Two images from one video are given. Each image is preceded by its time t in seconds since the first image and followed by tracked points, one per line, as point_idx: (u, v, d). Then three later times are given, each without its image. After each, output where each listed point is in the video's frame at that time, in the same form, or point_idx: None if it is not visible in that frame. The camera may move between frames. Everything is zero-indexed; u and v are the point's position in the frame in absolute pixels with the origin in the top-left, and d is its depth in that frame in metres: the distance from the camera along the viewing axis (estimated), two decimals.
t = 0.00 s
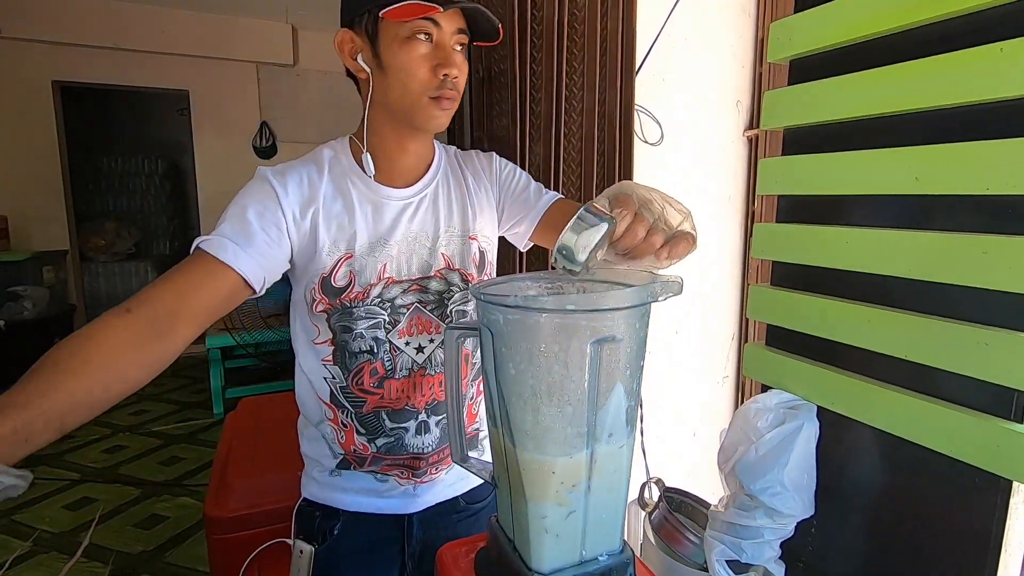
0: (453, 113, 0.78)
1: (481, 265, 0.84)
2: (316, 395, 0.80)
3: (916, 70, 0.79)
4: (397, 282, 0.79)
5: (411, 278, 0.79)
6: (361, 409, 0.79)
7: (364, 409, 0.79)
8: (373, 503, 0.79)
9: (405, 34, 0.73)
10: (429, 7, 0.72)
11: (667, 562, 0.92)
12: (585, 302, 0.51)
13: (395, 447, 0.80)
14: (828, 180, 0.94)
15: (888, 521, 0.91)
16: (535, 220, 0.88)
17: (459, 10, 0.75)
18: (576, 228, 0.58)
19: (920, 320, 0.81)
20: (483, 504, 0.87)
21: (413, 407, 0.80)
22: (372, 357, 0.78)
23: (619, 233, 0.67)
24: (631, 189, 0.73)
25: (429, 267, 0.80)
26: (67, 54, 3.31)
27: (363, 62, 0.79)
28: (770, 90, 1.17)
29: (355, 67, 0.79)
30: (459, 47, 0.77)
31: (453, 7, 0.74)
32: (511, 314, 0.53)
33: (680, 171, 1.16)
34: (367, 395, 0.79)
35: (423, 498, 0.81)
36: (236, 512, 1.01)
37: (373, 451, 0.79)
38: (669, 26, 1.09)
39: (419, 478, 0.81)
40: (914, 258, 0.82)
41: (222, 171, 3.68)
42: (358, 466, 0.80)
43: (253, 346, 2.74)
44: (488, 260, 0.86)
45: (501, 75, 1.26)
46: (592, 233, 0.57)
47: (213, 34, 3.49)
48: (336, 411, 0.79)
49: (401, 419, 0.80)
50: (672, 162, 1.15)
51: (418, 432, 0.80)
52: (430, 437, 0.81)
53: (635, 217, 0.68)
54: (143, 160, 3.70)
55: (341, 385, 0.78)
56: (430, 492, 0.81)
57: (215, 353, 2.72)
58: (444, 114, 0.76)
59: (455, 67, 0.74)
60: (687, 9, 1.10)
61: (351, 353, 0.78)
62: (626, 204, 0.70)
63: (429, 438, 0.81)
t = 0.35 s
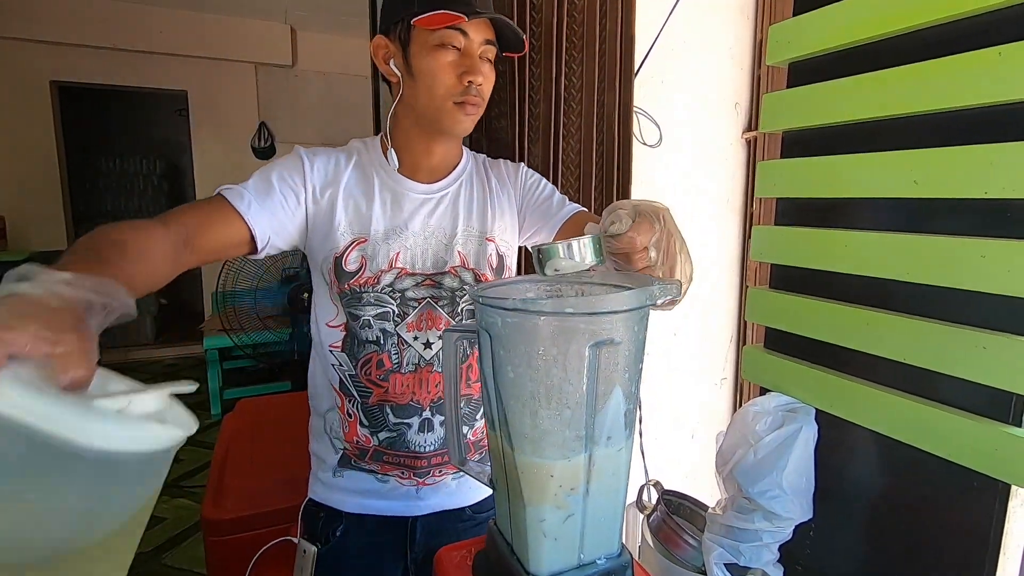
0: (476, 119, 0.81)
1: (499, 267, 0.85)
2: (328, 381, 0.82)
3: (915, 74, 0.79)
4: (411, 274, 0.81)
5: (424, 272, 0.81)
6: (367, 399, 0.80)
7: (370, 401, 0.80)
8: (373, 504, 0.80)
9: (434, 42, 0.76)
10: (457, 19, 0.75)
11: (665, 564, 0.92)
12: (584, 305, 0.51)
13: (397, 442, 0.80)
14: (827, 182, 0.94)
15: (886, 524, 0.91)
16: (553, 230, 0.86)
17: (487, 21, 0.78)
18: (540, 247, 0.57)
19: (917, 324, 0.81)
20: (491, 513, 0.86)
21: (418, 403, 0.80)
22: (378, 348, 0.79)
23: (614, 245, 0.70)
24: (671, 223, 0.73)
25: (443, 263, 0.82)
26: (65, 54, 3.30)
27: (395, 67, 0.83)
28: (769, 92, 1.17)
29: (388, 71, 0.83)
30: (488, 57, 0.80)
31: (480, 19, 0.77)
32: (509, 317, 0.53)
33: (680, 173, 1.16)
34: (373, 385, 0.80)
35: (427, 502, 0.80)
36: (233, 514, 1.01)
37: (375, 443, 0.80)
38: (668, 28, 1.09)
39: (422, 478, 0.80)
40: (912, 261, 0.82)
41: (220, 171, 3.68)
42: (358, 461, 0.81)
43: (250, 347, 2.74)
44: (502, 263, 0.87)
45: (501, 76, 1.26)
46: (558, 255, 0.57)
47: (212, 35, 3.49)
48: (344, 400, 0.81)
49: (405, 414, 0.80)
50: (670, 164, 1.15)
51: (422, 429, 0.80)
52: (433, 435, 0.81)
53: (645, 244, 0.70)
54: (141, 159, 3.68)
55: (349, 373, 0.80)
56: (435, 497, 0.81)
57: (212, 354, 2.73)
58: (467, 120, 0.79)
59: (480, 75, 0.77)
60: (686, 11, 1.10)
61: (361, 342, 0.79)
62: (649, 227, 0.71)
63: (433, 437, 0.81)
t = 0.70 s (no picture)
0: (464, 119, 0.81)
1: (499, 265, 0.85)
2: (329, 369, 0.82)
3: (913, 74, 0.79)
4: (413, 269, 0.81)
5: (427, 268, 0.82)
6: (370, 389, 0.80)
7: (373, 391, 0.80)
8: (370, 497, 0.80)
9: (413, 46, 0.79)
10: (429, 20, 0.76)
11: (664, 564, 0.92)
12: (582, 305, 0.51)
13: (395, 435, 0.80)
14: (825, 181, 0.94)
15: (885, 524, 0.91)
16: (551, 228, 0.86)
17: (467, 20, 0.78)
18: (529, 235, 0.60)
19: (915, 323, 0.81)
20: (490, 513, 0.85)
21: (419, 398, 0.80)
22: (381, 340, 0.79)
23: (606, 241, 0.70)
24: (664, 223, 0.73)
25: (446, 259, 0.82)
26: (62, 55, 3.29)
27: (387, 71, 0.85)
28: (767, 92, 1.17)
29: (381, 75, 0.86)
30: (474, 56, 0.80)
31: (458, 18, 0.77)
32: (508, 317, 0.53)
33: (678, 173, 1.16)
34: (377, 375, 0.80)
35: (423, 497, 0.80)
36: (230, 515, 1.00)
37: (374, 434, 0.80)
38: (666, 28, 1.09)
39: (419, 473, 0.80)
40: (910, 261, 0.82)
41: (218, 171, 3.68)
42: (356, 451, 0.81)
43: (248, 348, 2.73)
44: (501, 262, 0.86)
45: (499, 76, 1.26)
46: (542, 246, 0.59)
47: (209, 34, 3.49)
48: (344, 389, 0.81)
49: (406, 408, 0.80)
50: (668, 164, 1.15)
51: (422, 424, 0.80)
52: (432, 430, 0.81)
53: (636, 244, 0.70)
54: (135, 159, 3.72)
55: (352, 362, 0.80)
56: (431, 490, 0.80)
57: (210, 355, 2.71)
58: (451, 120, 0.79)
59: (460, 76, 0.78)
60: (684, 11, 1.10)
61: (364, 332, 0.80)
62: (642, 227, 0.71)
63: (431, 431, 0.81)
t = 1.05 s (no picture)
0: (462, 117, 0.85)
1: (498, 264, 0.86)
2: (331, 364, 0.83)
3: (910, 73, 0.79)
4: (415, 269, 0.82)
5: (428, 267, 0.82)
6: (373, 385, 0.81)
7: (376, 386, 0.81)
8: (369, 492, 0.80)
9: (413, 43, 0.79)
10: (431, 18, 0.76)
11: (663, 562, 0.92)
12: (581, 303, 0.51)
13: (397, 431, 0.80)
14: (822, 180, 0.94)
15: (883, 522, 0.91)
16: (546, 228, 0.88)
17: (468, 20, 0.78)
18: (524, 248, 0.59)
19: (913, 321, 0.82)
20: (490, 509, 0.85)
21: (422, 396, 0.81)
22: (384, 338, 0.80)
23: (601, 247, 0.70)
24: (659, 229, 0.73)
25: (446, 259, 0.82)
26: (60, 55, 3.29)
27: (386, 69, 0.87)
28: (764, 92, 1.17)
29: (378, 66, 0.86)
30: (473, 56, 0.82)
31: (458, 18, 0.78)
32: (507, 316, 0.53)
33: (677, 172, 1.16)
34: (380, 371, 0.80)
35: (423, 492, 0.80)
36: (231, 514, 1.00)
37: (376, 430, 0.80)
38: (665, 27, 1.09)
39: (419, 469, 0.80)
40: (908, 260, 0.82)
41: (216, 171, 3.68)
42: (358, 445, 0.81)
43: (246, 348, 2.73)
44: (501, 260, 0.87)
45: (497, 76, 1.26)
46: (537, 258, 0.58)
47: (207, 35, 3.49)
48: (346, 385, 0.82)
49: (409, 406, 0.80)
50: (667, 164, 1.15)
51: (423, 421, 0.81)
52: (434, 427, 0.81)
53: (631, 248, 0.70)
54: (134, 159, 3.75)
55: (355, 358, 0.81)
56: (430, 486, 0.81)
57: (208, 355, 2.70)
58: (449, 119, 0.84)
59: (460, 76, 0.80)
60: (683, 11, 1.10)
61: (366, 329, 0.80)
62: (636, 231, 0.71)
63: (432, 429, 0.81)
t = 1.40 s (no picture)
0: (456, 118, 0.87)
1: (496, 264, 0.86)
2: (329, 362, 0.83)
3: (908, 71, 0.79)
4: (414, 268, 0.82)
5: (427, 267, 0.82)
6: (371, 383, 0.81)
7: (374, 385, 0.81)
8: (366, 490, 0.80)
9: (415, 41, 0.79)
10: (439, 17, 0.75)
11: (662, 561, 0.92)
12: (579, 302, 0.51)
13: (395, 430, 0.81)
14: (819, 179, 0.94)
15: (882, 519, 0.92)
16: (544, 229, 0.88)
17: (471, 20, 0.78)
18: (522, 254, 0.55)
19: (910, 319, 0.82)
20: (487, 506, 0.86)
21: (421, 394, 0.81)
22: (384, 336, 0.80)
23: (596, 254, 0.71)
24: (655, 237, 0.73)
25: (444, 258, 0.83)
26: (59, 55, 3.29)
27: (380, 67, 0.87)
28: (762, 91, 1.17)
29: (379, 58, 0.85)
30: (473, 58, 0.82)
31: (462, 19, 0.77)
32: (505, 314, 0.53)
33: (676, 171, 1.16)
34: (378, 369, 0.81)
35: (420, 490, 0.80)
36: (230, 513, 1.01)
37: (374, 427, 0.81)
38: (664, 26, 1.09)
39: (417, 466, 0.81)
40: (905, 258, 0.82)
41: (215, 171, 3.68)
42: (355, 443, 0.81)
43: (246, 348, 2.73)
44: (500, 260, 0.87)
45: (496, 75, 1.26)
46: (534, 266, 0.54)
47: (206, 34, 3.49)
48: (344, 383, 0.82)
49: (407, 404, 0.81)
50: (666, 163, 1.15)
51: (422, 419, 0.81)
52: (432, 425, 0.82)
53: (626, 255, 0.71)
54: (133, 160, 3.65)
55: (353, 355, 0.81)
56: (427, 484, 0.81)
57: (207, 355, 2.70)
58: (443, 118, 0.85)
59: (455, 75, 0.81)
60: (681, 10, 1.10)
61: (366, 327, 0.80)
62: (632, 239, 0.71)
63: (430, 427, 0.82)
